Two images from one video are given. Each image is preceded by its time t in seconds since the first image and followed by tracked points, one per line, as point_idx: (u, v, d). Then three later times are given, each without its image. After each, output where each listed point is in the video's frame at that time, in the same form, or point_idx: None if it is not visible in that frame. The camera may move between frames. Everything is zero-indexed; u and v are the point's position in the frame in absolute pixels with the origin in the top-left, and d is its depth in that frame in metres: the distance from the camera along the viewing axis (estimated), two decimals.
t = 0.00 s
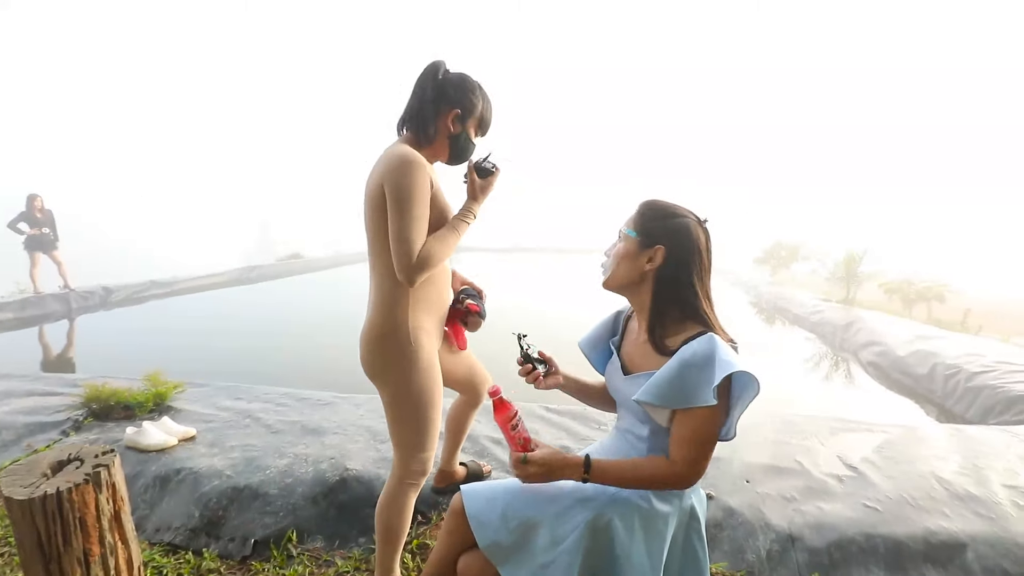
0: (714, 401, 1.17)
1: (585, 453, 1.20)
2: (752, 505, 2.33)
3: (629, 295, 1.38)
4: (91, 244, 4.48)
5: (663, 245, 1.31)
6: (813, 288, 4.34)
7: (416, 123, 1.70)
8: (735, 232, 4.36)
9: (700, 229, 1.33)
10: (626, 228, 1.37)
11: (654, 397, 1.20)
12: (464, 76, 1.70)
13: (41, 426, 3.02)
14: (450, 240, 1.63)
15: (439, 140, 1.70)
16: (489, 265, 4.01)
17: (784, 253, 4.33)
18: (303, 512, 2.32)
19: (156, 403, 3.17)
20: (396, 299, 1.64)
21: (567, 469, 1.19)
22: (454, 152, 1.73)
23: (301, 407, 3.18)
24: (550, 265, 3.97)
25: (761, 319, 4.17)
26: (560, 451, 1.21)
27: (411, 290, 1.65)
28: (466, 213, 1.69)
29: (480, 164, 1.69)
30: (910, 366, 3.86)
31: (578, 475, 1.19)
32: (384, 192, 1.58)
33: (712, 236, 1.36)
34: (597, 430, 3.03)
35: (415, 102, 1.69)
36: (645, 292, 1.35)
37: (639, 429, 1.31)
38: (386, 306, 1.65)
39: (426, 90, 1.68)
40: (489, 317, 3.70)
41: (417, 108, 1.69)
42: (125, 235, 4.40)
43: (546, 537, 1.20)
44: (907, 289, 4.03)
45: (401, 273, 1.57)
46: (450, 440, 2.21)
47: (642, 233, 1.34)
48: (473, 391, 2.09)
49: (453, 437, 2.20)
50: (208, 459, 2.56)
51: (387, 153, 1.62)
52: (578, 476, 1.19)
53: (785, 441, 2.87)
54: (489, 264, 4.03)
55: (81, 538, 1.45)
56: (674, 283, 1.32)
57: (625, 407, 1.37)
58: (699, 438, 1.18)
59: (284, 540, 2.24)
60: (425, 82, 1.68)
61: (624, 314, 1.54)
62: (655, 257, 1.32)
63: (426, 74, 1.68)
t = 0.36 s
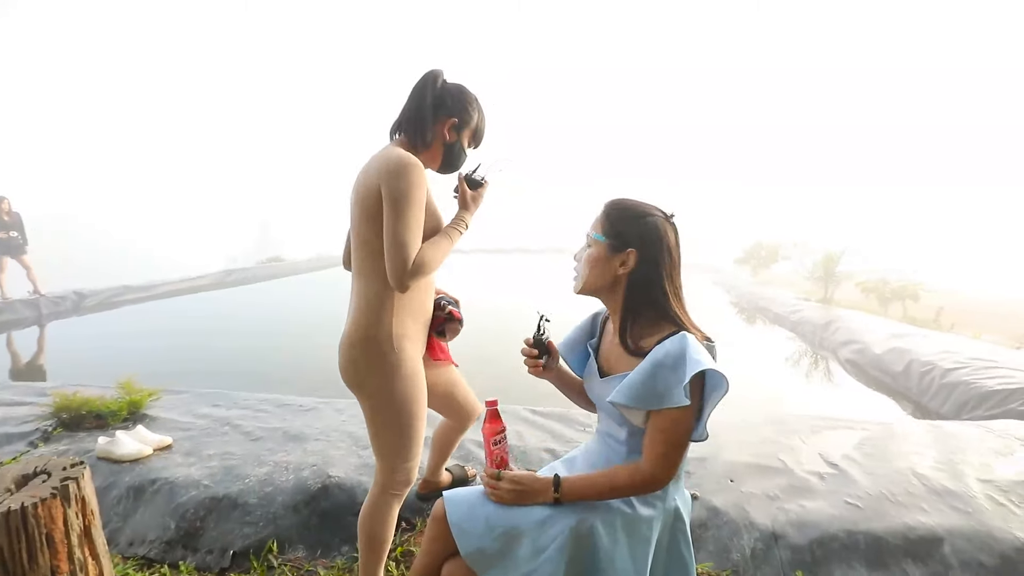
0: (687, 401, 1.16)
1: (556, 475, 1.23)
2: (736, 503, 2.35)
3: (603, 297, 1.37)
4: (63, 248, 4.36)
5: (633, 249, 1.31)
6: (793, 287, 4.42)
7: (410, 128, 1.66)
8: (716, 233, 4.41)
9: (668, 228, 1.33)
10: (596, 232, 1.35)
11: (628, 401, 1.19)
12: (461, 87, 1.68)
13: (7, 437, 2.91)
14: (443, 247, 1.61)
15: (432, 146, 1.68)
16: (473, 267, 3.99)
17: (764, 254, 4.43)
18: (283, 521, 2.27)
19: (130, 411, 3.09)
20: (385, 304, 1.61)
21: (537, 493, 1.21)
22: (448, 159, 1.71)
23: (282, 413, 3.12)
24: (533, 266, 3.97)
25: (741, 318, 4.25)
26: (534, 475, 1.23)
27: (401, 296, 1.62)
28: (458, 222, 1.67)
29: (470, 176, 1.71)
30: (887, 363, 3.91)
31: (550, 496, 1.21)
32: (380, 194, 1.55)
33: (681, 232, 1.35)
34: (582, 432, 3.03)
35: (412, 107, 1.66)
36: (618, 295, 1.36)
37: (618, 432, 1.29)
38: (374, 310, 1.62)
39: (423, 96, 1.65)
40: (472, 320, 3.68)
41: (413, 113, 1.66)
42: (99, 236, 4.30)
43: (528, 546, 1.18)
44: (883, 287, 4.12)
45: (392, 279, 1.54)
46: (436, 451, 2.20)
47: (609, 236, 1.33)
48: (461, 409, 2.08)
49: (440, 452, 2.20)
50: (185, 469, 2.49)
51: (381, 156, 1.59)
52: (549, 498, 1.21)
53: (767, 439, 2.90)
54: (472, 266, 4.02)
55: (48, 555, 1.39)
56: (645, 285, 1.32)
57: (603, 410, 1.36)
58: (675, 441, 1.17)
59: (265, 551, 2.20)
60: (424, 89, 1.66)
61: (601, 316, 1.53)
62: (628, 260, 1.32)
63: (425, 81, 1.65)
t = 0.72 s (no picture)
0: (690, 404, 1.17)
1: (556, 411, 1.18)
2: (728, 504, 2.35)
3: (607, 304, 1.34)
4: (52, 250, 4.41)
5: (644, 249, 1.30)
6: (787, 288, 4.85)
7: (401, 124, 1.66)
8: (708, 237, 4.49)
9: (657, 227, 1.35)
10: (598, 240, 1.30)
11: (631, 403, 1.17)
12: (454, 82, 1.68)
13: None
14: (429, 247, 1.60)
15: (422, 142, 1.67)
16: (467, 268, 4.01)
17: (757, 256, 4.92)
18: (273, 524, 2.24)
19: (117, 412, 3.05)
20: (372, 304, 1.60)
21: (532, 423, 1.16)
22: (437, 155, 1.72)
23: (272, 414, 3.09)
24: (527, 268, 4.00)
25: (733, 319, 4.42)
26: (529, 404, 1.17)
27: (388, 297, 1.61)
28: (446, 221, 1.66)
29: (458, 174, 1.69)
30: (875, 365, 3.97)
31: (544, 427, 1.15)
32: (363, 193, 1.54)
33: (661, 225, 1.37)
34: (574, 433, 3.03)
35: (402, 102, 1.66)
36: (624, 299, 1.34)
37: (611, 434, 1.28)
38: (361, 311, 1.61)
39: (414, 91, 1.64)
40: (466, 320, 3.69)
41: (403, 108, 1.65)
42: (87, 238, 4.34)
43: (518, 551, 1.18)
44: (872, 289, 4.36)
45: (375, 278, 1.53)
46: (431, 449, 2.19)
47: (615, 241, 1.30)
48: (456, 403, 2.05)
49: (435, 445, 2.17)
50: (173, 470, 2.46)
51: (366, 154, 1.58)
52: (542, 429, 1.15)
53: (759, 439, 2.92)
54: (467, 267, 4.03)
55: (30, 559, 1.36)
56: (651, 286, 1.32)
57: (595, 412, 1.34)
58: (665, 433, 1.17)
59: (254, 553, 2.17)
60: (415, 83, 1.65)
61: (589, 318, 1.53)
62: (637, 263, 1.31)
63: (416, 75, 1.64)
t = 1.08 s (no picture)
0: (694, 408, 1.16)
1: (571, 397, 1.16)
2: (727, 505, 2.35)
3: (612, 307, 1.34)
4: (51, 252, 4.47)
5: (651, 253, 1.29)
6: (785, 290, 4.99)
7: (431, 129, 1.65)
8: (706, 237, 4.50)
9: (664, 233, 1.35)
10: (606, 242, 1.29)
11: (634, 403, 1.17)
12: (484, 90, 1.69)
13: None
14: (456, 249, 1.61)
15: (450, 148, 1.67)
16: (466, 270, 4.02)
17: (754, 257, 4.88)
18: (271, 525, 2.24)
19: (115, 412, 3.04)
20: (395, 302, 1.60)
21: (549, 404, 1.15)
22: (462, 163, 1.71)
23: (270, 414, 3.09)
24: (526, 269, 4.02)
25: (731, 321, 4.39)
26: (547, 386, 1.17)
27: (411, 296, 1.61)
28: (468, 224, 1.66)
29: (476, 180, 1.71)
30: (873, 365, 3.99)
31: (559, 410, 1.14)
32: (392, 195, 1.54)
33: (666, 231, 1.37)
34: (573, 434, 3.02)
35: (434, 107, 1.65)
36: (628, 302, 1.34)
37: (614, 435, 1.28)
38: (385, 308, 1.61)
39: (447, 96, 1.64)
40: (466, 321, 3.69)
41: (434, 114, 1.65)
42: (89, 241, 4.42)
43: (517, 549, 1.18)
44: (870, 290, 4.41)
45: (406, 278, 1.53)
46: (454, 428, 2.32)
47: (622, 244, 1.29)
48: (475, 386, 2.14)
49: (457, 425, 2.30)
50: (171, 471, 2.45)
51: (395, 156, 1.58)
52: (559, 411, 1.13)
53: (757, 440, 2.93)
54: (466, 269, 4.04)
55: (26, 560, 1.36)
56: (656, 291, 1.32)
57: (598, 413, 1.34)
58: (668, 433, 1.16)
59: (252, 554, 2.16)
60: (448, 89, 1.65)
61: (595, 319, 1.54)
62: (643, 266, 1.30)
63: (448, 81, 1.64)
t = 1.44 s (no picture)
0: (689, 404, 1.16)
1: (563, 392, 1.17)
2: (724, 504, 2.36)
3: (611, 303, 1.34)
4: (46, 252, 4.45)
5: (650, 252, 1.29)
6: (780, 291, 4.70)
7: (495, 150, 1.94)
8: (704, 237, 4.49)
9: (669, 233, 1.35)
10: (606, 238, 1.30)
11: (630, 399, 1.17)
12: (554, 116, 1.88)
13: None
14: (482, 250, 1.80)
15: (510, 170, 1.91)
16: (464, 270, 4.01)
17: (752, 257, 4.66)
18: (268, 525, 2.23)
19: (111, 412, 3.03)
20: (428, 287, 1.85)
21: (543, 396, 1.15)
22: (523, 180, 1.95)
23: (267, 414, 3.08)
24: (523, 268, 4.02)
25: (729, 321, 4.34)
26: (542, 377, 1.18)
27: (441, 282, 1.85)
28: (505, 239, 1.86)
29: (527, 205, 1.90)
30: (870, 365, 4.00)
31: (552, 404, 1.15)
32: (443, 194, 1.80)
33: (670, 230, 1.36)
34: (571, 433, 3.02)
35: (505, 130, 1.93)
36: (626, 299, 1.34)
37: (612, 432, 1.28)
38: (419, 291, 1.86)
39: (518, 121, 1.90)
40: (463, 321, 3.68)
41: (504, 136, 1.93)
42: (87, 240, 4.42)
43: (514, 548, 1.18)
44: (867, 290, 4.38)
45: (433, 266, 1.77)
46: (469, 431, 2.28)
47: (622, 241, 1.29)
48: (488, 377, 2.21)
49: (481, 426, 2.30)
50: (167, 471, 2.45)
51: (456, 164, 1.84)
52: (553, 402, 1.14)
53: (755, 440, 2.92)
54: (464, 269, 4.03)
55: (20, 561, 1.35)
56: (656, 289, 1.32)
57: (596, 411, 1.34)
58: (664, 430, 1.16)
59: (248, 554, 2.16)
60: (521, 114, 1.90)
61: (595, 319, 1.54)
62: (642, 264, 1.30)
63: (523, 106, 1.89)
